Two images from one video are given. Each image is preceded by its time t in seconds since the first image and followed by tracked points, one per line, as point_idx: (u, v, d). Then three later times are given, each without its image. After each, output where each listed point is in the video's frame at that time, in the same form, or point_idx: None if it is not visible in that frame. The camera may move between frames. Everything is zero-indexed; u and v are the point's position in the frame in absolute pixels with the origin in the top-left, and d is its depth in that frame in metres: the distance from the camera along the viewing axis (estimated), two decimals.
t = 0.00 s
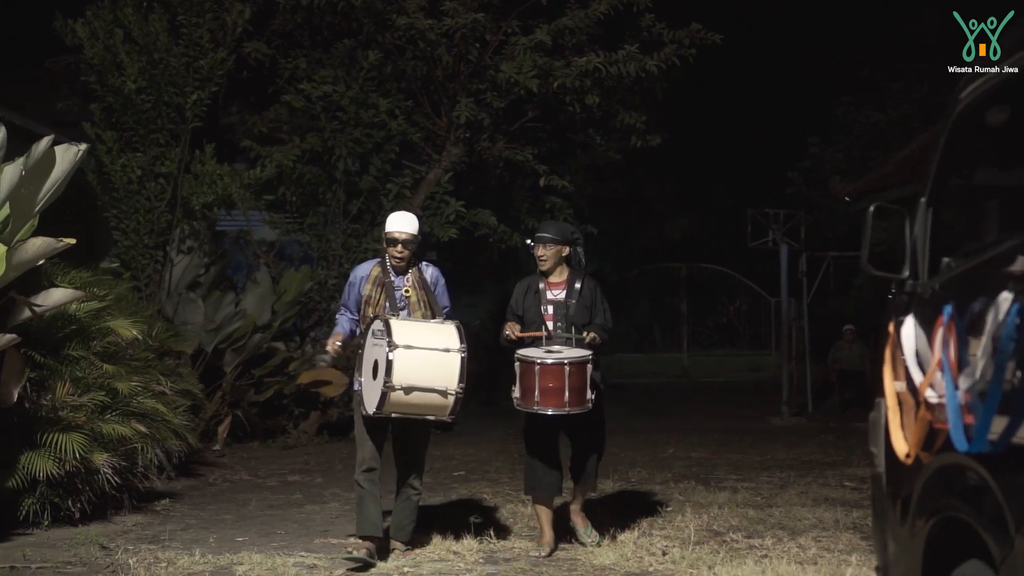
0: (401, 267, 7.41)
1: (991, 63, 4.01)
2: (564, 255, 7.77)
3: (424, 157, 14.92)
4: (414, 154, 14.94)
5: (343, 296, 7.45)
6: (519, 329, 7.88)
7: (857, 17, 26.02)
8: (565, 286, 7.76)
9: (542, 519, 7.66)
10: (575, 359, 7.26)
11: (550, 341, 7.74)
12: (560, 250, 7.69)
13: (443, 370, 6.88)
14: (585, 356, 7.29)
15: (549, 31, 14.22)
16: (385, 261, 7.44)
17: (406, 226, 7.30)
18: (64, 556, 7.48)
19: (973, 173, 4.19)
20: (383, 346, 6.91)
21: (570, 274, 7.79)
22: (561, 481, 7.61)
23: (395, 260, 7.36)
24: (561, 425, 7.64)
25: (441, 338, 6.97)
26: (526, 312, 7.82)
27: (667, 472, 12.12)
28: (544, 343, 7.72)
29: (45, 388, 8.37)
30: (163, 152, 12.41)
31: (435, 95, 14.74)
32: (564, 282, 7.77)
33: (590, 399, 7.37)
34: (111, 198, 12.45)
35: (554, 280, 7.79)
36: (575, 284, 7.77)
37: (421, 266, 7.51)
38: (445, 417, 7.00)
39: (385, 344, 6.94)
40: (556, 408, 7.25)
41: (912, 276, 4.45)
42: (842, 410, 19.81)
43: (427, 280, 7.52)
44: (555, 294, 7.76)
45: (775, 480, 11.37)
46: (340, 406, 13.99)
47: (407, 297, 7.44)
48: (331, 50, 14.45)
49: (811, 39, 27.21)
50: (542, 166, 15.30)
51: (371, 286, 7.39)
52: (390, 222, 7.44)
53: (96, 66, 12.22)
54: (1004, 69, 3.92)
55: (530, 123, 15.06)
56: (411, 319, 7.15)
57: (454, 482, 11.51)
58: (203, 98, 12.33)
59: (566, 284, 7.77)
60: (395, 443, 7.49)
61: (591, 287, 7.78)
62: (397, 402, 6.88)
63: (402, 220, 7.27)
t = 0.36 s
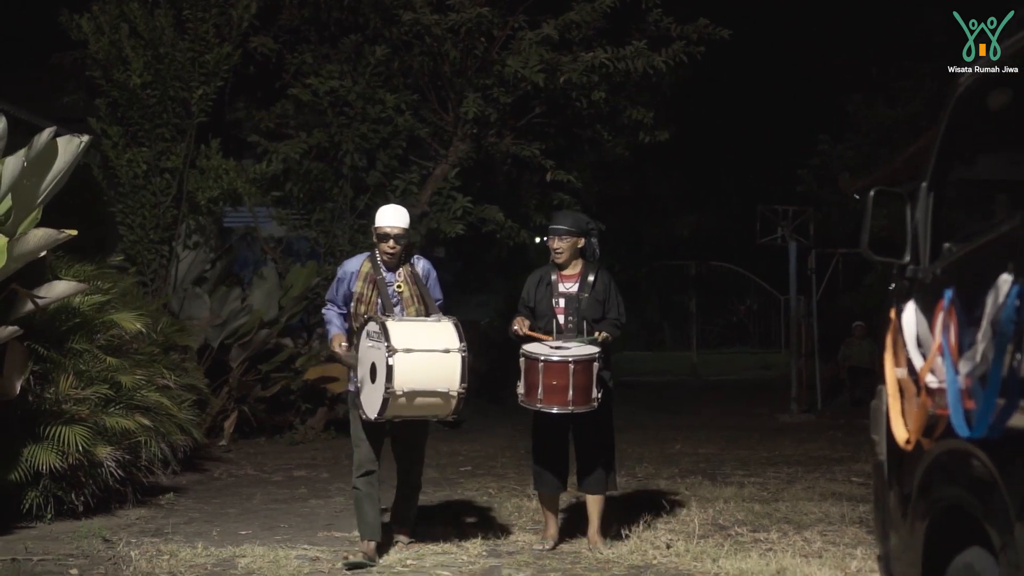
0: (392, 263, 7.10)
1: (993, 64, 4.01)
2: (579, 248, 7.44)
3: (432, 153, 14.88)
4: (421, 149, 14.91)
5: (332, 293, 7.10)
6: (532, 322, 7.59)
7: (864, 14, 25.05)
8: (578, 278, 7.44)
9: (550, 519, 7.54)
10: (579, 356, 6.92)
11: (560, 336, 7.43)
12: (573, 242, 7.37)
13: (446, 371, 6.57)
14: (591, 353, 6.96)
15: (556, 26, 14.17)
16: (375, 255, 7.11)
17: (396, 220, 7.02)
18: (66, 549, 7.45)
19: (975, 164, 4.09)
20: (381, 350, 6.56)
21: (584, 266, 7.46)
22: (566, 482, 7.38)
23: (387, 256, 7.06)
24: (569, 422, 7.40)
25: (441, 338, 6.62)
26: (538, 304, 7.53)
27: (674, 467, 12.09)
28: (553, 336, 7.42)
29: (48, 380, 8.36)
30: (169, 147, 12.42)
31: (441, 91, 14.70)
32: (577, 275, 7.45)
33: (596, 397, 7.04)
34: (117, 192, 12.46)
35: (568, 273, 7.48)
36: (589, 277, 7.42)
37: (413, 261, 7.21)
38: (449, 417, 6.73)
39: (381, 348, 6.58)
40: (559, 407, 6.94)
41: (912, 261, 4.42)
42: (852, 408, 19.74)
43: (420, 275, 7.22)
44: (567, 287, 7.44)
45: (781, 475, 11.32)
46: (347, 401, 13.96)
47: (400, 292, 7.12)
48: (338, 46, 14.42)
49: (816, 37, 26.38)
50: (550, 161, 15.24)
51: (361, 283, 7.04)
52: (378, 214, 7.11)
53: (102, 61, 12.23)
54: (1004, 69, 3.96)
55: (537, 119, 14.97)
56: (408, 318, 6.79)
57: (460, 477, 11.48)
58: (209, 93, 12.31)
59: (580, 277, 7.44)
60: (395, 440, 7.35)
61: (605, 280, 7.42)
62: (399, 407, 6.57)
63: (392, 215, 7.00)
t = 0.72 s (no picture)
0: (378, 249, 6.94)
1: (992, 64, 4.10)
2: (600, 237, 7.26)
3: (442, 148, 14.85)
4: (431, 144, 14.89)
5: (318, 281, 6.97)
6: (551, 315, 7.40)
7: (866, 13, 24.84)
8: (598, 269, 7.27)
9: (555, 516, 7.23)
10: (596, 351, 6.71)
11: (579, 328, 7.23)
12: (595, 230, 7.19)
13: (436, 361, 6.48)
14: (609, 348, 6.75)
15: (566, 20, 14.12)
16: (361, 241, 6.96)
17: (381, 203, 6.84)
18: (72, 540, 7.46)
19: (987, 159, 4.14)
20: (368, 340, 6.48)
21: (605, 257, 7.27)
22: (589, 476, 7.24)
23: (371, 241, 6.90)
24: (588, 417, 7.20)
25: (429, 327, 6.54)
26: (557, 295, 7.35)
27: (683, 462, 12.05)
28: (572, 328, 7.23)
29: (56, 372, 8.39)
30: (178, 141, 12.40)
31: (451, 85, 14.66)
32: (597, 266, 7.27)
33: (615, 393, 6.82)
34: (127, 186, 12.46)
35: (589, 263, 7.29)
36: (610, 267, 7.23)
37: (400, 246, 7.04)
38: (440, 407, 6.63)
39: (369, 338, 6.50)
40: (576, 403, 6.73)
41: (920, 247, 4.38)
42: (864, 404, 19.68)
43: (408, 260, 7.05)
44: (587, 278, 7.26)
45: (791, 470, 11.28)
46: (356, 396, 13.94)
47: (387, 278, 6.96)
48: (348, 41, 14.40)
49: (815, 38, 26.72)
50: (560, 156, 15.20)
51: (347, 270, 6.89)
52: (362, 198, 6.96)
53: (112, 54, 12.24)
54: (1003, 69, 4.07)
55: (547, 114, 14.89)
56: (396, 306, 6.69)
57: (469, 471, 11.46)
58: (218, 86, 12.30)
59: (600, 267, 7.25)
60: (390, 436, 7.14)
61: (626, 271, 7.23)
62: (390, 398, 6.48)
63: (376, 198, 6.82)
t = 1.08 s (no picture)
0: (371, 241, 6.83)
1: (992, 64, 4.21)
2: (590, 229, 7.22)
3: (447, 146, 14.85)
4: (436, 142, 14.88)
5: (310, 273, 6.87)
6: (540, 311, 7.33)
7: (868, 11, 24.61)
8: (589, 262, 7.22)
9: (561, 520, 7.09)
10: (599, 337, 6.70)
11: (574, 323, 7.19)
12: (586, 222, 7.15)
13: (417, 355, 6.30)
14: (609, 333, 6.75)
15: (571, 18, 14.11)
16: (354, 233, 6.87)
17: (376, 193, 6.73)
18: (75, 536, 7.45)
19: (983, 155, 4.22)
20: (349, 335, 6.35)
21: (594, 249, 7.24)
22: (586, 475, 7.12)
23: (365, 232, 6.80)
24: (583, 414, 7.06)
25: (412, 320, 6.36)
26: (546, 291, 7.27)
27: (688, 460, 12.03)
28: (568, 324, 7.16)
29: (60, 369, 8.39)
30: (183, 139, 12.41)
31: (456, 84, 14.65)
32: (588, 258, 7.23)
33: (616, 380, 6.81)
34: (132, 183, 12.46)
35: (578, 256, 7.25)
36: (601, 259, 7.21)
37: (394, 238, 6.92)
38: (429, 402, 6.44)
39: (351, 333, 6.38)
40: (579, 390, 6.69)
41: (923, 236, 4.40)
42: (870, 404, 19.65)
43: (402, 253, 6.93)
44: (578, 271, 7.22)
45: (796, 468, 11.27)
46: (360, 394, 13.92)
47: (380, 271, 6.85)
48: (353, 39, 14.40)
49: (820, 34, 26.13)
50: (565, 154, 15.18)
51: (339, 262, 6.82)
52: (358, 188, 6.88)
53: (117, 52, 12.26)
54: (1003, 69, 4.19)
55: (552, 112, 14.88)
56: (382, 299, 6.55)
57: (474, 469, 11.44)
58: (223, 84, 12.30)
59: (591, 260, 7.22)
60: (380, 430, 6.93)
61: (618, 262, 7.23)
62: (373, 394, 6.34)
63: (371, 187, 6.71)
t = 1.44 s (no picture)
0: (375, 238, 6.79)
1: (991, 64, 4.16)
2: (590, 220, 7.19)
3: (448, 145, 14.82)
4: (437, 141, 14.86)
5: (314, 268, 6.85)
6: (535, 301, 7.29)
7: (868, 9, 24.42)
8: (588, 254, 7.19)
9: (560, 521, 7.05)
10: (603, 345, 6.60)
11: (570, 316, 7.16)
12: (586, 213, 7.13)
13: (408, 358, 6.15)
14: (613, 341, 6.64)
15: (572, 16, 14.08)
16: (359, 229, 6.82)
17: (383, 190, 6.67)
18: (73, 533, 7.43)
19: (979, 152, 4.12)
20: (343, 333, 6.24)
21: (594, 241, 7.21)
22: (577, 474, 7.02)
23: (369, 228, 6.74)
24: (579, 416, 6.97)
25: (407, 322, 6.22)
26: (543, 281, 7.23)
27: (688, 458, 12.01)
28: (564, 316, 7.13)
29: (59, 365, 8.37)
30: (183, 136, 12.39)
31: (457, 82, 14.62)
32: (587, 251, 7.19)
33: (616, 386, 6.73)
34: (132, 181, 12.45)
35: (577, 248, 7.21)
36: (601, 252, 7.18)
37: (400, 235, 6.86)
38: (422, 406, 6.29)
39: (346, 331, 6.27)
40: (577, 398, 6.60)
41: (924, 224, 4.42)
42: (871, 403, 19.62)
43: (407, 251, 6.87)
44: (577, 263, 7.18)
45: (797, 465, 11.24)
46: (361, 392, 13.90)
47: (383, 269, 6.81)
48: (354, 37, 14.38)
49: (820, 32, 26.01)
50: (566, 152, 15.16)
51: (342, 259, 6.77)
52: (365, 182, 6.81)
53: (117, 49, 12.27)
54: (1002, 69, 4.14)
55: (553, 111, 14.87)
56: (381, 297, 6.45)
57: (474, 467, 11.43)
58: (223, 82, 12.27)
59: (591, 252, 7.19)
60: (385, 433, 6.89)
61: (617, 255, 7.20)
62: (363, 395, 6.21)
63: (377, 184, 6.64)
